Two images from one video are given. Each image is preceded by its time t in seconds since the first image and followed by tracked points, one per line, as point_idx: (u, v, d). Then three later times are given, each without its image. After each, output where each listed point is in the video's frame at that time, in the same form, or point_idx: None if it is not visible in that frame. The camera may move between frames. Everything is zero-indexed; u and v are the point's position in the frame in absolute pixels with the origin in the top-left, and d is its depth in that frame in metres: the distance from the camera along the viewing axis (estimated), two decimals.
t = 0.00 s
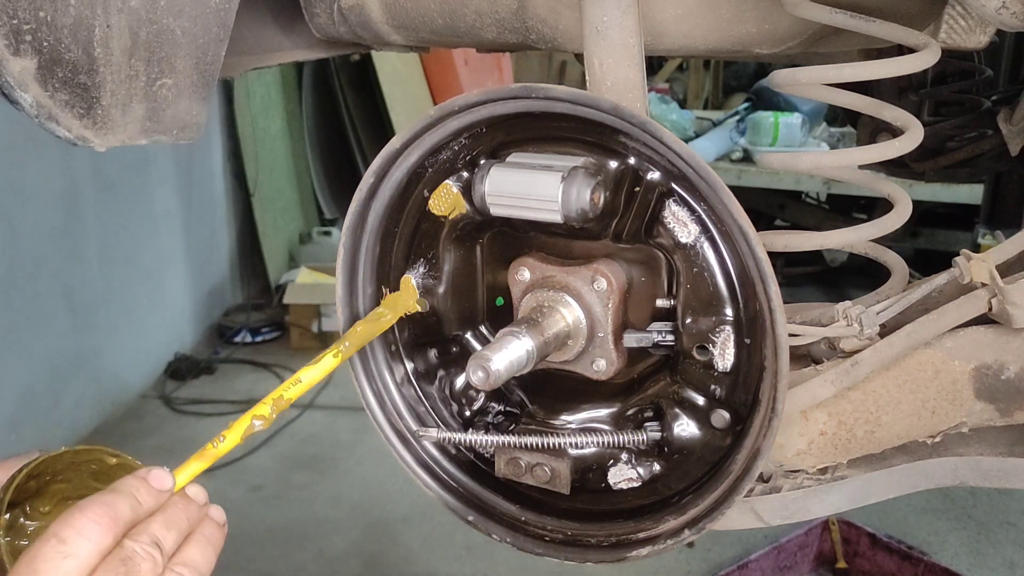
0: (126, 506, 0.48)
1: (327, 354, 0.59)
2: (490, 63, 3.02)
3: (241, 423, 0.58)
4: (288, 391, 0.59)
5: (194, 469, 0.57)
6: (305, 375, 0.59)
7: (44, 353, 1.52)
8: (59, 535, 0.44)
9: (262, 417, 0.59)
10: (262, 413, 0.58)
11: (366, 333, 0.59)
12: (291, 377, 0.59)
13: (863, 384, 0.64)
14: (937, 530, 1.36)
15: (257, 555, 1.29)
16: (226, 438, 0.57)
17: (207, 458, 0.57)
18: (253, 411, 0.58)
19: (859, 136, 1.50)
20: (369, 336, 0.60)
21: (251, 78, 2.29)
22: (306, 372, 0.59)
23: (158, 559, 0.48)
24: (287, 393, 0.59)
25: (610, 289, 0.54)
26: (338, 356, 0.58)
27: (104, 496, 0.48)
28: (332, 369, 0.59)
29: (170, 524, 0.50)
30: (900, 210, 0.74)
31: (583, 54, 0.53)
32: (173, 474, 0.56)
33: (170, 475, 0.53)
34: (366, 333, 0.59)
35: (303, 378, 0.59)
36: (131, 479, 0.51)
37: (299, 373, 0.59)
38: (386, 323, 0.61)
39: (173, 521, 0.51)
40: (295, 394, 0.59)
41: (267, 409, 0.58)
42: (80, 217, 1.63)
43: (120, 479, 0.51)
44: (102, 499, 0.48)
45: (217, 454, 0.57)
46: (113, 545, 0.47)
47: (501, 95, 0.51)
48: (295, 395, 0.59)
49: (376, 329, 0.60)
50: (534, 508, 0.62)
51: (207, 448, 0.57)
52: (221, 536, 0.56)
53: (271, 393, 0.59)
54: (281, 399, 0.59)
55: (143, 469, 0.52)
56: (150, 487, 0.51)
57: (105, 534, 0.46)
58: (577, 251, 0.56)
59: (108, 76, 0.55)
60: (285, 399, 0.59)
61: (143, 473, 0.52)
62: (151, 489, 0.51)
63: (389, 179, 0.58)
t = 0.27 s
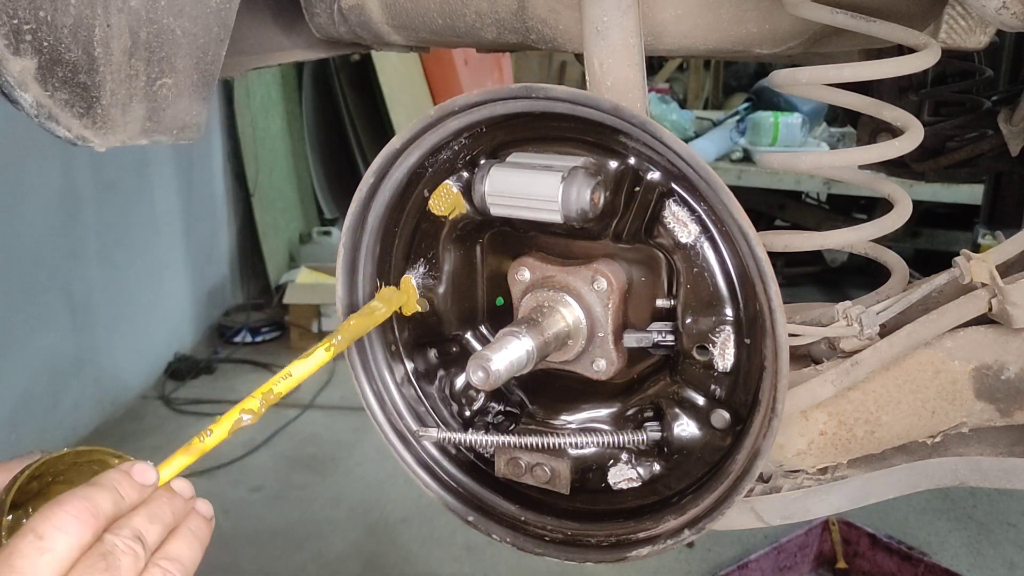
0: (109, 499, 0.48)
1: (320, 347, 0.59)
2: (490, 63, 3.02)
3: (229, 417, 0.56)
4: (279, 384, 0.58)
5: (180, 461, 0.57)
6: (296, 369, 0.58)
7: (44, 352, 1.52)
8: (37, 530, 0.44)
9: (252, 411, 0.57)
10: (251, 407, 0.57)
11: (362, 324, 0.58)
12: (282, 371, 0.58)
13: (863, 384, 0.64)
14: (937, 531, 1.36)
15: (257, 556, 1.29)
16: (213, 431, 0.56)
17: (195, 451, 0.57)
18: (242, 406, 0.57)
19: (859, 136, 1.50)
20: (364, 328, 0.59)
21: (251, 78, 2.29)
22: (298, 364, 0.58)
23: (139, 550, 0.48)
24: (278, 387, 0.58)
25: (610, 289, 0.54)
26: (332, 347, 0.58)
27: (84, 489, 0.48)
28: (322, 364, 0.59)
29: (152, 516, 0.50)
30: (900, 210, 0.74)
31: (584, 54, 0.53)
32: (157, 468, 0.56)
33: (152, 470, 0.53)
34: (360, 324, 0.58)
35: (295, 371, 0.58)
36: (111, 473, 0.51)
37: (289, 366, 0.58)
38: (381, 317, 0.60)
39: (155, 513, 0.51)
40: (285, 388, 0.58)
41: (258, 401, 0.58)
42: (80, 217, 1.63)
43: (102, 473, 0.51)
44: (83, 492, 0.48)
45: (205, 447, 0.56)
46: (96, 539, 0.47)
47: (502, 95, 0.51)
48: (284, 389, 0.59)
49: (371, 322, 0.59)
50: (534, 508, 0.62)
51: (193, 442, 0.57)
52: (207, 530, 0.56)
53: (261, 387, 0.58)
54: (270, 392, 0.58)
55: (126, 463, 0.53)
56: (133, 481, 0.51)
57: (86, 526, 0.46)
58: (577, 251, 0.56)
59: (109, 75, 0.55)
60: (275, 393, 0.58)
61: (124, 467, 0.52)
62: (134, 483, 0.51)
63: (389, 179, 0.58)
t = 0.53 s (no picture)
0: (108, 525, 0.49)
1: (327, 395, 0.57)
2: (490, 63, 3.02)
3: (231, 456, 0.55)
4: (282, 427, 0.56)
5: (177, 496, 0.55)
6: (302, 413, 0.57)
7: (44, 352, 1.52)
8: (33, 550, 0.44)
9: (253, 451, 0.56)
10: (254, 446, 0.56)
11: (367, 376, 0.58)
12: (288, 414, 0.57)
13: (863, 384, 0.64)
14: (937, 531, 1.36)
15: (257, 556, 1.29)
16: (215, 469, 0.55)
17: (193, 485, 0.55)
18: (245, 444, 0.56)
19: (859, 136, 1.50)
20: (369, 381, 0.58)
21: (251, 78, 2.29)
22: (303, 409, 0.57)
23: None
24: (280, 429, 0.56)
25: (610, 289, 0.54)
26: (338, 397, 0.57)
27: (84, 512, 0.48)
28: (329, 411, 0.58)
29: (146, 547, 0.51)
30: (900, 210, 0.74)
31: (584, 54, 0.53)
32: (155, 498, 0.54)
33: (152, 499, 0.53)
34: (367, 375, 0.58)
35: (300, 416, 0.57)
36: (112, 498, 0.51)
37: (296, 410, 0.57)
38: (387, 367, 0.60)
39: (150, 544, 0.51)
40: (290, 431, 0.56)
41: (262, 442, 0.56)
42: (80, 217, 1.63)
43: (104, 498, 0.51)
44: (82, 517, 0.48)
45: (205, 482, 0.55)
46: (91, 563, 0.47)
47: (502, 95, 0.51)
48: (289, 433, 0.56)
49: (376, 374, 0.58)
50: (534, 508, 0.62)
51: (192, 476, 0.55)
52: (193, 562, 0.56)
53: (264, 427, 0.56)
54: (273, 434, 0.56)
55: (127, 490, 0.53)
56: (132, 509, 0.51)
57: (83, 549, 0.46)
58: (577, 251, 0.56)
59: (109, 75, 0.55)
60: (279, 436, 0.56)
61: (125, 494, 0.52)
62: (134, 511, 0.51)
63: (389, 179, 0.58)
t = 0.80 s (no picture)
0: None
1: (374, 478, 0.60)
2: (490, 63, 3.02)
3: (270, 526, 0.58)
4: (320, 503, 0.59)
5: (211, 556, 0.57)
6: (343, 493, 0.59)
7: (44, 352, 1.52)
8: None
9: (290, 525, 0.58)
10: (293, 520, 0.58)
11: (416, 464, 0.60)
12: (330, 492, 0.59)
13: (863, 384, 0.64)
14: (937, 531, 1.36)
15: (257, 556, 1.29)
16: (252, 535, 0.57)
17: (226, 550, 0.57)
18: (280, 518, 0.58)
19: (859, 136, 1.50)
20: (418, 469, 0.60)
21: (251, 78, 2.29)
22: (347, 490, 0.59)
23: None
24: (319, 505, 0.58)
25: (610, 289, 0.54)
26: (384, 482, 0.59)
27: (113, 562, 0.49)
28: (372, 495, 0.60)
29: None
30: (900, 210, 0.74)
31: (583, 54, 0.53)
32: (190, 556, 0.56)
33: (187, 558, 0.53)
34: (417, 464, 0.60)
35: (342, 496, 0.59)
36: (147, 551, 0.52)
37: (337, 489, 0.59)
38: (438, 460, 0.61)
39: None
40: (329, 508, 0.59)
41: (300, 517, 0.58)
42: (80, 217, 1.63)
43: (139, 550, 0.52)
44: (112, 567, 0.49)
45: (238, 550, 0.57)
46: None
47: (502, 95, 0.51)
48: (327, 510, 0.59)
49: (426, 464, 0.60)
50: (535, 508, 0.62)
51: (229, 542, 0.57)
52: None
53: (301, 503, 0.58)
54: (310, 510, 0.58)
55: (165, 546, 0.53)
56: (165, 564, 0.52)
57: None
58: (577, 251, 0.56)
59: (109, 75, 0.55)
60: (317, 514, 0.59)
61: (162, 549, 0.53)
62: (167, 565, 0.52)
63: (389, 179, 0.58)
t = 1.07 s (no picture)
0: None
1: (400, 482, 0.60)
2: (490, 63, 3.02)
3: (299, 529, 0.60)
4: (347, 507, 0.60)
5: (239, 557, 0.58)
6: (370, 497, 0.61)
7: (44, 352, 1.52)
8: None
9: (318, 527, 0.60)
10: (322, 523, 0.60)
11: (443, 470, 0.60)
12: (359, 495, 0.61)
13: (863, 384, 0.64)
14: (937, 531, 1.36)
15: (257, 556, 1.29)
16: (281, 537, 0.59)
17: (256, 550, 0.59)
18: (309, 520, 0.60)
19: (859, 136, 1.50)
20: (445, 475, 0.61)
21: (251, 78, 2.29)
22: (374, 494, 0.61)
23: None
24: (346, 510, 0.60)
25: (610, 289, 0.53)
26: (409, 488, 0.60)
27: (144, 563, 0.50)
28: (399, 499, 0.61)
29: None
30: (900, 210, 0.74)
31: (583, 54, 0.53)
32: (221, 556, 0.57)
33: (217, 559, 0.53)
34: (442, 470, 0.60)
35: (370, 500, 0.61)
36: (178, 552, 0.52)
37: (365, 494, 0.61)
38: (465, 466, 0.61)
39: None
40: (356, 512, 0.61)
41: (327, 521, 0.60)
42: (79, 217, 1.63)
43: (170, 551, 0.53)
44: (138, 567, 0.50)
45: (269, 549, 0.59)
46: None
47: (501, 95, 0.51)
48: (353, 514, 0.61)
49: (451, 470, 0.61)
50: (534, 508, 0.62)
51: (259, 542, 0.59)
52: None
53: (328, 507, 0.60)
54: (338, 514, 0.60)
55: (198, 546, 0.54)
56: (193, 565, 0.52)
57: None
58: (577, 251, 0.56)
59: (109, 75, 0.55)
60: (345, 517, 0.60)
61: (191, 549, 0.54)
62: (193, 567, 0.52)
63: (389, 179, 0.58)
